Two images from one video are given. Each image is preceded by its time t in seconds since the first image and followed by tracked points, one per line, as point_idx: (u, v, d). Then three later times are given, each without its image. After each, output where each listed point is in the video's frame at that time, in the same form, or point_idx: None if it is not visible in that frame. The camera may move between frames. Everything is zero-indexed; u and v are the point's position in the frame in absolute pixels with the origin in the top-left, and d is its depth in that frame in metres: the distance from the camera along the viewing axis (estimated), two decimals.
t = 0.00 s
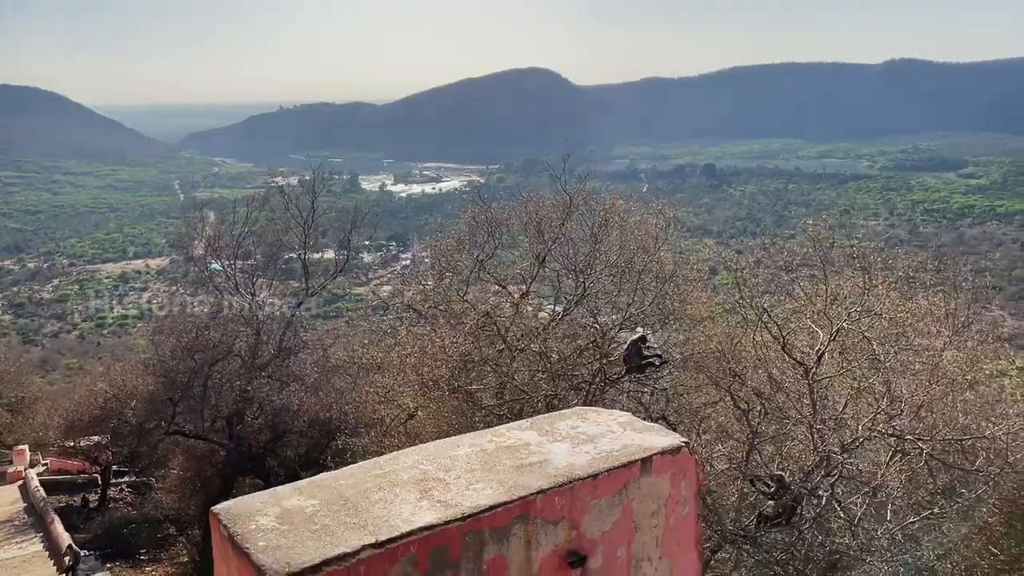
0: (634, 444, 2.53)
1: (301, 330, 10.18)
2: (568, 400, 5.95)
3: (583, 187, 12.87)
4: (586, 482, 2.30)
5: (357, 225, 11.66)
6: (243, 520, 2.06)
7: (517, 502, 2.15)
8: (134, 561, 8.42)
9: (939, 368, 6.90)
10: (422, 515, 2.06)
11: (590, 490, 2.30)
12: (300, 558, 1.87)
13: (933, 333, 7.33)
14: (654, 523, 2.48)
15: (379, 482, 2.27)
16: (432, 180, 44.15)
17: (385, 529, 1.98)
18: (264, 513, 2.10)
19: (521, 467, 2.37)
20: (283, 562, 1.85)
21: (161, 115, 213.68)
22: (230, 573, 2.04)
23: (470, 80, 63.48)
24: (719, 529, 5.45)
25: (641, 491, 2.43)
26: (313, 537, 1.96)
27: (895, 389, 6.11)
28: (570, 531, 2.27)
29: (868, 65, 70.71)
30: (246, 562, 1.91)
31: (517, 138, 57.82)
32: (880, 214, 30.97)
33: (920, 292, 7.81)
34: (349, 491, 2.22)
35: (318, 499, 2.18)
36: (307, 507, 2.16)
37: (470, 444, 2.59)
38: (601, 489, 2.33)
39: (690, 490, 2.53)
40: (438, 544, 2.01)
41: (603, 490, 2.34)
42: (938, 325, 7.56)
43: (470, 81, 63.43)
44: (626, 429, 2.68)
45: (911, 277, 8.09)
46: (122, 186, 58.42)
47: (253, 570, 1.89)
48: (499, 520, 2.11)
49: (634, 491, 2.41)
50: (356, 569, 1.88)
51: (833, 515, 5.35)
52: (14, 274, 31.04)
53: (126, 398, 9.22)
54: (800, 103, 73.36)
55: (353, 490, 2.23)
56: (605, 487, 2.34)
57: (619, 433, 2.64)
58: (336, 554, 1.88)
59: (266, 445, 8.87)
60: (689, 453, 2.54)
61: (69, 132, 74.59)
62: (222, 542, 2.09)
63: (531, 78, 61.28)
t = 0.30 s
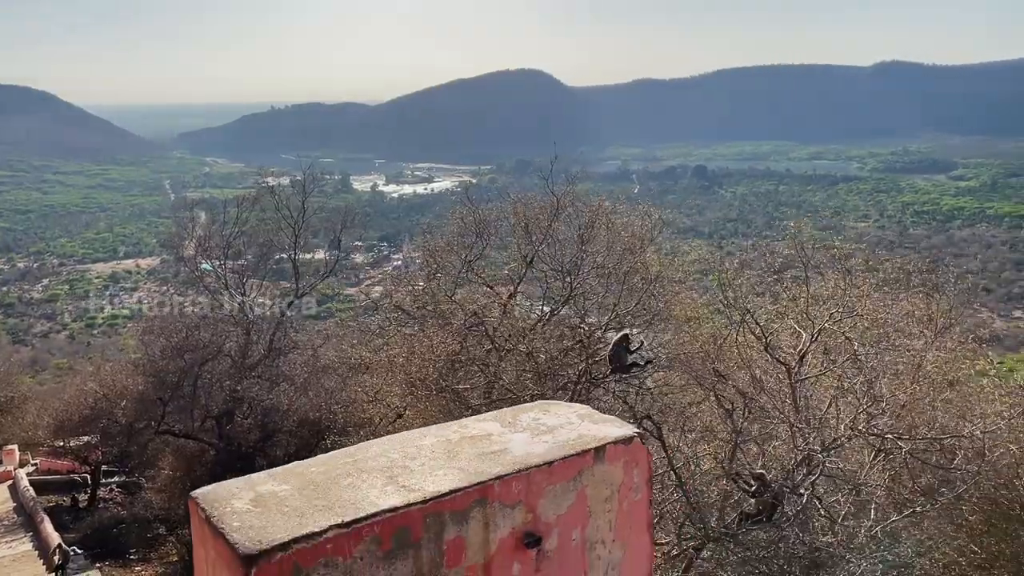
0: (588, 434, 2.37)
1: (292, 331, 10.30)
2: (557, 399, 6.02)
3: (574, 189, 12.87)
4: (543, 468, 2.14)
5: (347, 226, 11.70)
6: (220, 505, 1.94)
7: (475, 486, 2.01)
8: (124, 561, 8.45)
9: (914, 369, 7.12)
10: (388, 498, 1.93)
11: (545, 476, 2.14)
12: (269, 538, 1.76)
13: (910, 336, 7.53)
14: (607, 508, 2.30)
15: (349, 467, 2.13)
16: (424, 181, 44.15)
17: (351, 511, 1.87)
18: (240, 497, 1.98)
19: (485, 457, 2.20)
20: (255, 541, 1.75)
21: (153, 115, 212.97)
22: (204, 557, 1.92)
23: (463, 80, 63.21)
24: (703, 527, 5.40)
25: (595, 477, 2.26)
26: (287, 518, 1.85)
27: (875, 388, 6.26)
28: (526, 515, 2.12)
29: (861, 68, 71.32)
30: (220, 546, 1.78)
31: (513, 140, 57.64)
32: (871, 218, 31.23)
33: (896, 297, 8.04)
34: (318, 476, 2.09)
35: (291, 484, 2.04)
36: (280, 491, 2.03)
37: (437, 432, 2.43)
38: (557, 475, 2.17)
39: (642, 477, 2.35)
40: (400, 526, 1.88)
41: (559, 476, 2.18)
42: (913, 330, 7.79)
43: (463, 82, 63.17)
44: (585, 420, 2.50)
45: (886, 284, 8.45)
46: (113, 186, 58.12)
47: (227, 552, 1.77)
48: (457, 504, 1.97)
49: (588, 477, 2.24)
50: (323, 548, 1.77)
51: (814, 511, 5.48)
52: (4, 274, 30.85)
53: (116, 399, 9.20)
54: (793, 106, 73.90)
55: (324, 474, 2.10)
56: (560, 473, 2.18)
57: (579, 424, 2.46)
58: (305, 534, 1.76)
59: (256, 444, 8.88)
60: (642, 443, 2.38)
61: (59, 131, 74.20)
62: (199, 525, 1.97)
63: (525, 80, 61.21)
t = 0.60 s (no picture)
0: (552, 424, 2.31)
1: (281, 332, 10.38)
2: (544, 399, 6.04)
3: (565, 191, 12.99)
4: (507, 456, 2.09)
5: (337, 226, 11.71)
6: (199, 489, 1.89)
7: (442, 472, 1.95)
8: (112, 560, 8.46)
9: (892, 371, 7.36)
10: (358, 483, 1.88)
11: (511, 463, 2.09)
12: (245, 518, 1.73)
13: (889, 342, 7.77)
14: (569, 495, 2.25)
15: (323, 454, 2.07)
16: (416, 181, 44.10)
17: (324, 493, 1.83)
18: (218, 483, 1.92)
19: (457, 446, 2.14)
20: (231, 521, 1.71)
21: (143, 112, 211.63)
22: (183, 541, 1.86)
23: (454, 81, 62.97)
24: (687, 526, 5.49)
25: (559, 465, 2.21)
26: (265, 502, 1.80)
27: (856, 388, 6.40)
28: (491, 501, 2.07)
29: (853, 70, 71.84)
30: (198, 525, 1.74)
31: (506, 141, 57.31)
32: (860, 220, 31.47)
33: (877, 299, 8.25)
34: (294, 464, 2.02)
35: (267, 471, 1.98)
36: (257, 478, 1.96)
37: (409, 423, 2.35)
38: (521, 463, 2.12)
39: (605, 466, 2.30)
40: (370, 510, 1.83)
41: (524, 465, 2.12)
42: (893, 334, 8.00)
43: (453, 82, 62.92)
44: (551, 412, 2.43)
45: (865, 288, 8.63)
46: (102, 185, 57.76)
47: (204, 533, 1.74)
48: (426, 489, 1.93)
49: (551, 466, 2.19)
50: (296, 530, 1.72)
51: (796, 509, 5.57)
52: None
53: (105, 398, 9.28)
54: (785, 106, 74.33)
55: (299, 462, 2.04)
56: (524, 461, 2.13)
57: (543, 415, 2.39)
58: (278, 516, 1.72)
59: (244, 444, 8.80)
60: (603, 433, 2.32)
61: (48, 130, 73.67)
62: (179, 510, 1.90)
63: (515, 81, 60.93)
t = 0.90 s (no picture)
0: (521, 410, 2.32)
1: (267, 330, 10.34)
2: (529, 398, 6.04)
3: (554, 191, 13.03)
4: (476, 439, 2.10)
5: (325, 225, 11.69)
6: (180, 469, 1.89)
7: (414, 453, 1.97)
8: (96, 560, 8.39)
9: (872, 371, 7.48)
10: (332, 464, 1.90)
11: (480, 445, 2.11)
12: (222, 495, 1.73)
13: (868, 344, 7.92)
14: (537, 478, 2.26)
15: (299, 437, 2.08)
16: (405, 181, 44.02)
17: (299, 473, 1.84)
18: (197, 464, 1.92)
19: (430, 431, 2.15)
20: (209, 497, 1.72)
21: (126, 111, 209.13)
22: (161, 519, 1.88)
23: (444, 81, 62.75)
24: (669, 523, 5.55)
25: (526, 448, 2.22)
26: (243, 480, 1.81)
27: (836, 387, 6.50)
28: (461, 482, 2.07)
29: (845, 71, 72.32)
30: (176, 502, 1.75)
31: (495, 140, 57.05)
32: (847, 222, 31.69)
33: (858, 300, 8.41)
34: (270, 447, 2.03)
35: (245, 452, 1.99)
36: (234, 459, 1.97)
37: (382, 409, 2.35)
38: (490, 446, 2.13)
39: (570, 450, 2.32)
40: (341, 489, 1.85)
41: (493, 447, 2.14)
42: (874, 334, 8.13)
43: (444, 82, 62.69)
44: (521, 399, 2.43)
45: (847, 291, 8.76)
46: (88, 184, 57.30)
47: (183, 509, 1.75)
48: (399, 469, 1.94)
49: (519, 449, 2.20)
50: (270, 507, 1.74)
51: (776, 507, 5.62)
52: None
53: (91, 397, 9.23)
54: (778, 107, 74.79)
55: (276, 444, 2.04)
56: (493, 444, 2.15)
57: (511, 403, 2.38)
58: (253, 493, 1.74)
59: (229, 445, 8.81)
60: (570, 417, 2.32)
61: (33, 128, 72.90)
62: (158, 490, 1.91)
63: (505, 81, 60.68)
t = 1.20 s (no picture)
0: (485, 395, 2.41)
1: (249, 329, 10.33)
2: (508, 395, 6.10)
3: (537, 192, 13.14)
4: (441, 420, 2.20)
5: (307, 225, 11.72)
6: (157, 448, 1.98)
7: (381, 433, 2.07)
8: (76, 560, 8.36)
9: (846, 369, 7.66)
10: (305, 443, 2.00)
11: (445, 428, 2.21)
12: (198, 471, 1.83)
13: (840, 343, 8.13)
14: (501, 459, 2.36)
15: (273, 418, 2.17)
16: (389, 181, 43.90)
17: (272, 450, 1.95)
18: (174, 444, 2.01)
19: (400, 412, 2.26)
20: (186, 473, 1.82)
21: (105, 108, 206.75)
22: (140, 495, 1.96)
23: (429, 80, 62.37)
24: (646, 518, 5.67)
25: (490, 431, 2.31)
26: (217, 457, 1.91)
27: (810, 385, 6.63)
28: (427, 463, 2.17)
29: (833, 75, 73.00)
30: (153, 479, 1.84)
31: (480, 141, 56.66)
32: (828, 224, 32.08)
33: (831, 302, 8.61)
34: (245, 428, 2.11)
35: (220, 432, 2.07)
36: (211, 439, 2.05)
37: (354, 393, 2.43)
38: (455, 428, 2.23)
39: (533, 432, 2.41)
40: (312, 467, 1.95)
41: (458, 429, 2.24)
42: (847, 334, 8.31)
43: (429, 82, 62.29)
44: (486, 384, 2.53)
45: (821, 291, 8.94)
46: (67, 182, 56.63)
47: (160, 484, 1.83)
48: (367, 449, 2.04)
49: (483, 431, 2.30)
50: (244, 481, 1.84)
51: (752, 503, 5.73)
52: None
53: (70, 397, 9.09)
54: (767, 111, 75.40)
55: (250, 425, 2.13)
56: (459, 427, 2.24)
57: (477, 387, 2.48)
58: (227, 469, 1.84)
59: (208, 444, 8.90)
60: (533, 402, 2.42)
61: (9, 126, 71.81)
62: (137, 468, 1.99)
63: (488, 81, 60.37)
